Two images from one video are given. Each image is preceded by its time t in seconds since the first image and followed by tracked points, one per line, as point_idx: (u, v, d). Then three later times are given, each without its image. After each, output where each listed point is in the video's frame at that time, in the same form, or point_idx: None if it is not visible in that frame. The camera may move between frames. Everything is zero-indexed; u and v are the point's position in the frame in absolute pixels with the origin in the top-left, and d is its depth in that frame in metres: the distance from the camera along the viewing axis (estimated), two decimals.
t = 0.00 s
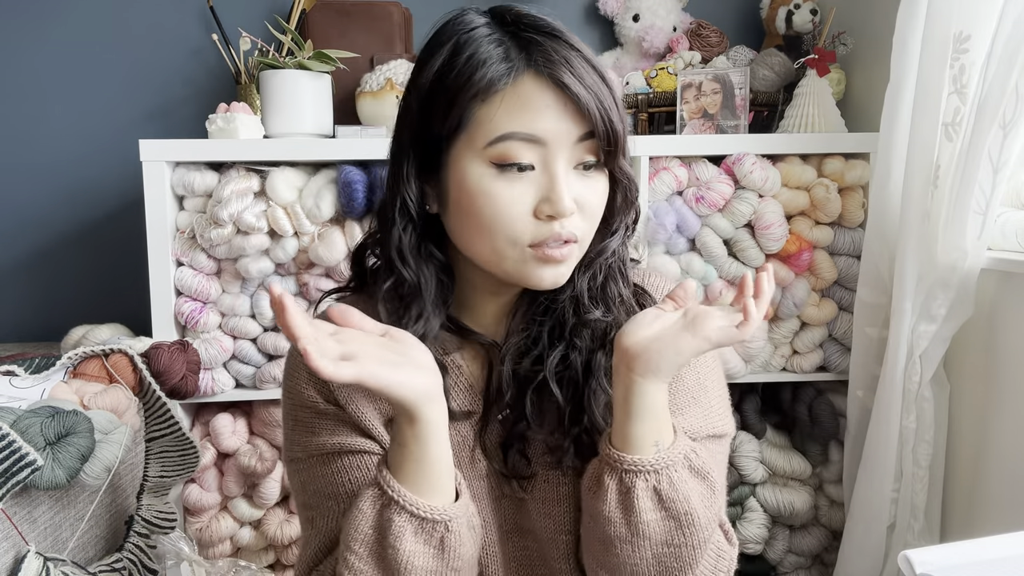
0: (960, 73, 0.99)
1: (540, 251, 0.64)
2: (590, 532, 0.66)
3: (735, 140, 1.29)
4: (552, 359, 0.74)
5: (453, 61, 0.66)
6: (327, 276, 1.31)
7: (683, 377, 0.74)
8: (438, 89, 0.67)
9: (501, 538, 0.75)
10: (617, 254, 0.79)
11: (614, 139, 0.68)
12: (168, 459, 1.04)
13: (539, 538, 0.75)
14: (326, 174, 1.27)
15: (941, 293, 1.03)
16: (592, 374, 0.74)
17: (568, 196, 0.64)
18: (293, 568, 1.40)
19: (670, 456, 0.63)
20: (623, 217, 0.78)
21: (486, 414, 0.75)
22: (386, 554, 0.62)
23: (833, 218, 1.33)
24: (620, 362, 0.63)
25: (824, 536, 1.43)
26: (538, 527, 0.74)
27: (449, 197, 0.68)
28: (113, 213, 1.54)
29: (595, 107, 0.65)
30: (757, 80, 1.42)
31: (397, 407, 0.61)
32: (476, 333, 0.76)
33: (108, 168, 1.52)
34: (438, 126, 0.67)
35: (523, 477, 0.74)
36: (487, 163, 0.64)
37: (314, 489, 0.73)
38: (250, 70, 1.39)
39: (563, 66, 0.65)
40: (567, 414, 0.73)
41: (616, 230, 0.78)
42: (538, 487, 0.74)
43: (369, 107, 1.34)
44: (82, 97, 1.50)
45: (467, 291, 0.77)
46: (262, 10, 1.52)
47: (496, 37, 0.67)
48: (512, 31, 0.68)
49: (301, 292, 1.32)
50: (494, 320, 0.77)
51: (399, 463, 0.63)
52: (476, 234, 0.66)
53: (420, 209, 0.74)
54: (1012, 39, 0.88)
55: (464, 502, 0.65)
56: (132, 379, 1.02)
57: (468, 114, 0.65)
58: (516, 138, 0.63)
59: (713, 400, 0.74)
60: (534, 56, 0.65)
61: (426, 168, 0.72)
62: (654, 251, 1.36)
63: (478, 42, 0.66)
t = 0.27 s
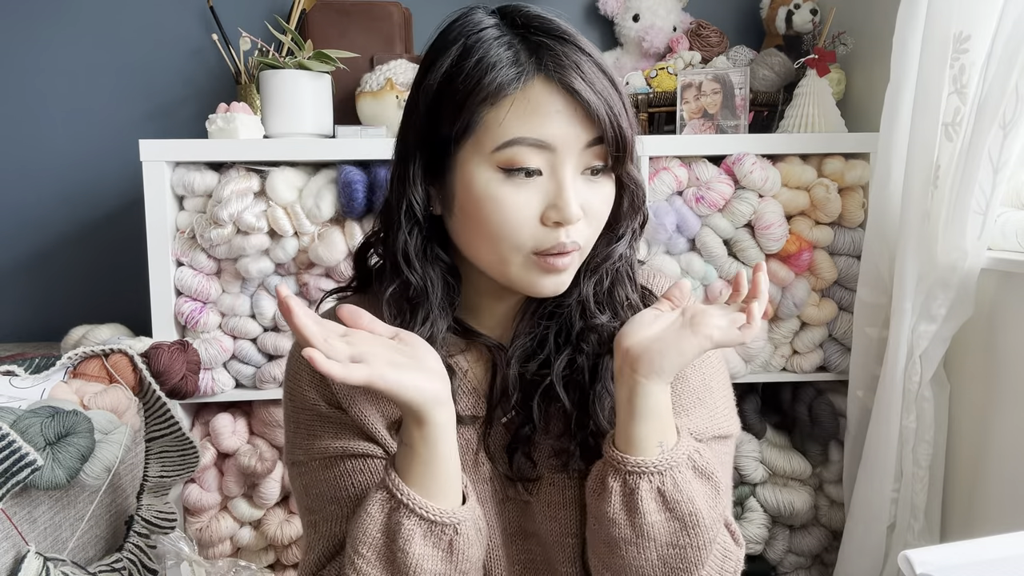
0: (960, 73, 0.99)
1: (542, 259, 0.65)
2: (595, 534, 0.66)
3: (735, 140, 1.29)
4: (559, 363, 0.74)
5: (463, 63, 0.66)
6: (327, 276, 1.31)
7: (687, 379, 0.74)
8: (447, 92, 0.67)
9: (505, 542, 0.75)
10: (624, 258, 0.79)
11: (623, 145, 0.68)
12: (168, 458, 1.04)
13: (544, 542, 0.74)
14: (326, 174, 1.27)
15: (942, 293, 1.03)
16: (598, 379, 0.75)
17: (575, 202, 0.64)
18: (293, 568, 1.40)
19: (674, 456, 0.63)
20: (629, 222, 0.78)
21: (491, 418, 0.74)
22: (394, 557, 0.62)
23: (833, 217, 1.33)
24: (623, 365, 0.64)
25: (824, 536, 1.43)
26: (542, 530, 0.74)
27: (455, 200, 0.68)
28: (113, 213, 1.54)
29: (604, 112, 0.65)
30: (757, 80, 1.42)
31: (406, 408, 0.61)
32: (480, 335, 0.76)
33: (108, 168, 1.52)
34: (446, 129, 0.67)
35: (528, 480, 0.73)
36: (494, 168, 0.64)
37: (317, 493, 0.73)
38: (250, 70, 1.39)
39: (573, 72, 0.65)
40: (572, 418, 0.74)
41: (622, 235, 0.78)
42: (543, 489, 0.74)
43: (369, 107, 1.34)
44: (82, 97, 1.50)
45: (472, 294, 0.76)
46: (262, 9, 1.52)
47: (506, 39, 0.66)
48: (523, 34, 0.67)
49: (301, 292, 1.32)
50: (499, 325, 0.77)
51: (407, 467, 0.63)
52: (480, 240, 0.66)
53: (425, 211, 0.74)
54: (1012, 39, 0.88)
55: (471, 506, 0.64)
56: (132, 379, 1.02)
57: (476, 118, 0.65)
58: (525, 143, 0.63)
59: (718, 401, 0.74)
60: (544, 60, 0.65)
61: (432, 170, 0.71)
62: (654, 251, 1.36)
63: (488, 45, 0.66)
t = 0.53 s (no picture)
0: (960, 73, 0.99)
1: (542, 258, 0.65)
2: (592, 535, 0.66)
3: (735, 140, 1.29)
4: (560, 365, 0.74)
5: (466, 63, 0.66)
6: (327, 276, 1.31)
7: (687, 380, 0.73)
8: (449, 91, 0.67)
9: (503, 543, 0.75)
10: (625, 260, 0.80)
11: (625, 146, 0.68)
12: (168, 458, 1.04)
13: (543, 543, 0.74)
14: (326, 174, 1.27)
15: (941, 293, 1.03)
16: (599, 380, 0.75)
17: (576, 203, 0.64)
18: (293, 568, 1.40)
19: (671, 457, 0.63)
20: (631, 224, 0.79)
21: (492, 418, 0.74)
22: (393, 554, 0.62)
23: (833, 217, 1.33)
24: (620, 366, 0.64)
25: (824, 536, 1.43)
26: (541, 531, 0.74)
27: (456, 201, 0.68)
28: (113, 213, 1.54)
29: (606, 114, 0.65)
30: (757, 80, 1.42)
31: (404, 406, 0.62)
32: (480, 335, 0.76)
33: (108, 169, 1.52)
34: (449, 129, 0.67)
35: (528, 481, 0.73)
36: (495, 168, 0.64)
37: (317, 493, 0.73)
38: (250, 70, 1.39)
39: (575, 73, 0.65)
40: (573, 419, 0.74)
41: (624, 237, 0.79)
42: (543, 491, 0.74)
43: (369, 107, 1.34)
44: (82, 97, 1.50)
45: (474, 294, 0.77)
46: (262, 9, 1.52)
47: (509, 39, 0.67)
48: (526, 34, 0.68)
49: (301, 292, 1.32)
50: (502, 326, 0.78)
51: (406, 465, 0.63)
52: (480, 239, 0.66)
53: (427, 211, 0.74)
54: (1012, 39, 0.88)
55: (470, 504, 0.64)
56: (132, 379, 1.02)
57: (478, 118, 0.65)
58: (527, 144, 0.63)
59: (718, 402, 0.74)
60: (547, 61, 0.65)
61: (434, 169, 0.72)
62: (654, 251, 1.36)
63: (491, 45, 0.66)
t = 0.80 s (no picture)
0: (960, 73, 0.99)
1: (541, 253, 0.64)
2: (593, 536, 0.66)
3: (735, 140, 1.30)
4: (559, 364, 0.74)
5: (466, 55, 0.66)
6: (327, 276, 1.31)
7: (687, 381, 0.73)
8: (449, 84, 0.67)
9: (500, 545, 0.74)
10: (623, 257, 0.80)
11: (624, 140, 0.68)
12: (168, 459, 1.04)
13: (544, 546, 0.74)
14: (326, 175, 1.27)
15: (942, 293, 1.03)
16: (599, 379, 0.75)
17: (576, 196, 0.64)
18: (293, 568, 1.40)
19: (671, 458, 0.63)
20: (629, 221, 0.79)
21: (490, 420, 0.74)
22: (387, 550, 0.62)
23: (833, 218, 1.33)
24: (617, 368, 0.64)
25: (824, 536, 1.43)
26: (541, 534, 0.73)
27: (456, 195, 0.68)
28: (113, 213, 1.54)
29: (605, 105, 0.65)
30: (757, 80, 1.42)
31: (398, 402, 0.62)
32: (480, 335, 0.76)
33: (108, 168, 1.52)
34: (448, 121, 0.67)
35: (527, 483, 0.74)
36: (495, 159, 0.64)
37: (314, 495, 0.73)
38: (250, 70, 1.39)
39: (575, 64, 0.65)
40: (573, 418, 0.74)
41: (622, 234, 0.79)
42: (543, 493, 0.74)
43: (369, 107, 1.34)
44: (82, 97, 1.50)
45: (473, 293, 0.76)
46: (262, 10, 1.52)
47: (509, 32, 0.67)
48: (525, 27, 0.68)
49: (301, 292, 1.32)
50: (501, 323, 0.77)
51: (398, 460, 0.63)
52: (479, 234, 0.66)
53: (427, 206, 0.74)
54: (1012, 39, 0.88)
55: (464, 500, 0.65)
56: (132, 379, 1.02)
57: (478, 109, 0.65)
58: (526, 135, 0.63)
59: (719, 402, 0.74)
60: (546, 53, 0.65)
61: (433, 163, 0.71)
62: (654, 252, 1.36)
63: (491, 37, 0.66)
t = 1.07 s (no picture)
0: (959, 73, 0.99)
1: (538, 236, 0.64)
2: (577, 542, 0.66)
3: (735, 140, 1.30)
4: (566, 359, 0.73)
5: (458, 41, 0.67)
6: (327, 276, 1.31)
7: (688, 385, 0.73)
8: (442, 69, 0.67)
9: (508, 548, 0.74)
10: (614, 252, 0.79)
11: (617, 125, 0.68)
12: (168, 459, 1.04)
13: (545, 552, 0.74)
14: (326, 175, 1.27)
15: (942, 293, 1.03)
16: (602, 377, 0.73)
17: (568, 180, 0.63)
18: (293, 568, 1.40)
19: (643, 459, 0.63)
20: (620, 212, 0.78)
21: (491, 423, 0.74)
22: (404, 542, 0.62)
23: (833, 217, 1.33)
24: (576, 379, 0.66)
25: (824, 536, 1.43)
26: (542, 539, 0.73)
27: (450, 180, 0.67)
28: (113, 213, 1.54)
29: (596, 89, 0.65)
30: (757, 80, 1.42)
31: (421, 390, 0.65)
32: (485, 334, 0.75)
33: (108, 168, 1.52)
34: (441, 106, 0.67)
35: (529, 487, 0.74)
36: (487, 142, 0.64)
37: (314, 496, 0.72)
38: (250, 70, 1.39)
39: (566, 47, 0.65)
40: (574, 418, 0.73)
41: (612, 226, 0.78)
42: (546, 498, 0.74)
43: (369, 107, 1.34)
44: (82, 97, 1.50)
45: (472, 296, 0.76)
46: (262, 10, 1.52)
47: (501, 18, 0.67)
48: (517, 14, 0.69)
49: (301, 292, 1.32)
50: (505, 318, 0.76)
51: (416, 450, 0.65)
52: (475, 218, 0.65)
53: (428, 195, 0.72)
54: (1012, 39, 0.88)
55: (478, 497, 0.66)
56: (132, 379, 1.02)
57: (470, 92, 0.65)
58: (517, 117, 0.63)
59: (722, 406, 0.74)
60: (537, 36, 0.66)
61: (429, 150, 0.70)
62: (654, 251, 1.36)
63: (482, 23, 0.67)
